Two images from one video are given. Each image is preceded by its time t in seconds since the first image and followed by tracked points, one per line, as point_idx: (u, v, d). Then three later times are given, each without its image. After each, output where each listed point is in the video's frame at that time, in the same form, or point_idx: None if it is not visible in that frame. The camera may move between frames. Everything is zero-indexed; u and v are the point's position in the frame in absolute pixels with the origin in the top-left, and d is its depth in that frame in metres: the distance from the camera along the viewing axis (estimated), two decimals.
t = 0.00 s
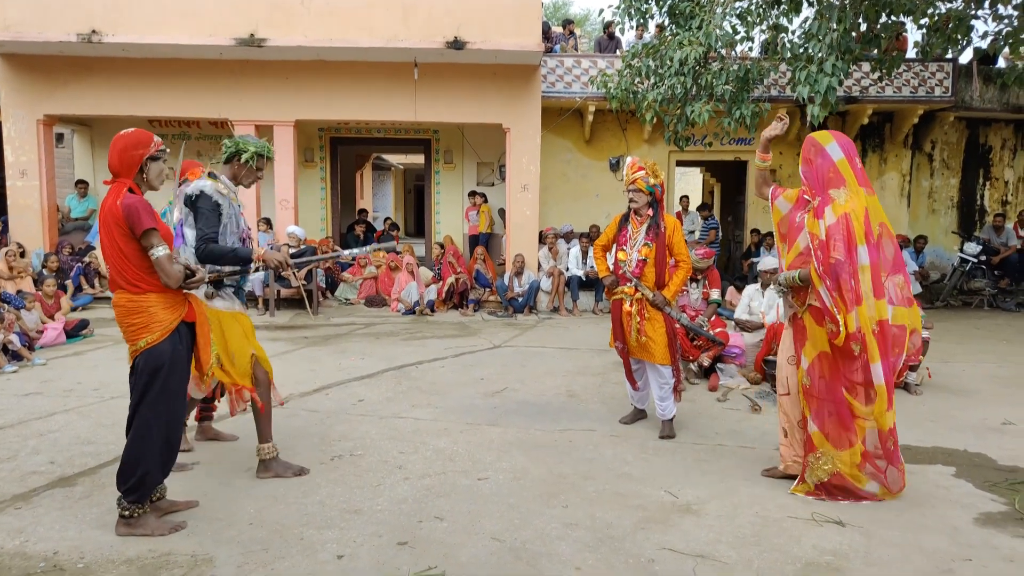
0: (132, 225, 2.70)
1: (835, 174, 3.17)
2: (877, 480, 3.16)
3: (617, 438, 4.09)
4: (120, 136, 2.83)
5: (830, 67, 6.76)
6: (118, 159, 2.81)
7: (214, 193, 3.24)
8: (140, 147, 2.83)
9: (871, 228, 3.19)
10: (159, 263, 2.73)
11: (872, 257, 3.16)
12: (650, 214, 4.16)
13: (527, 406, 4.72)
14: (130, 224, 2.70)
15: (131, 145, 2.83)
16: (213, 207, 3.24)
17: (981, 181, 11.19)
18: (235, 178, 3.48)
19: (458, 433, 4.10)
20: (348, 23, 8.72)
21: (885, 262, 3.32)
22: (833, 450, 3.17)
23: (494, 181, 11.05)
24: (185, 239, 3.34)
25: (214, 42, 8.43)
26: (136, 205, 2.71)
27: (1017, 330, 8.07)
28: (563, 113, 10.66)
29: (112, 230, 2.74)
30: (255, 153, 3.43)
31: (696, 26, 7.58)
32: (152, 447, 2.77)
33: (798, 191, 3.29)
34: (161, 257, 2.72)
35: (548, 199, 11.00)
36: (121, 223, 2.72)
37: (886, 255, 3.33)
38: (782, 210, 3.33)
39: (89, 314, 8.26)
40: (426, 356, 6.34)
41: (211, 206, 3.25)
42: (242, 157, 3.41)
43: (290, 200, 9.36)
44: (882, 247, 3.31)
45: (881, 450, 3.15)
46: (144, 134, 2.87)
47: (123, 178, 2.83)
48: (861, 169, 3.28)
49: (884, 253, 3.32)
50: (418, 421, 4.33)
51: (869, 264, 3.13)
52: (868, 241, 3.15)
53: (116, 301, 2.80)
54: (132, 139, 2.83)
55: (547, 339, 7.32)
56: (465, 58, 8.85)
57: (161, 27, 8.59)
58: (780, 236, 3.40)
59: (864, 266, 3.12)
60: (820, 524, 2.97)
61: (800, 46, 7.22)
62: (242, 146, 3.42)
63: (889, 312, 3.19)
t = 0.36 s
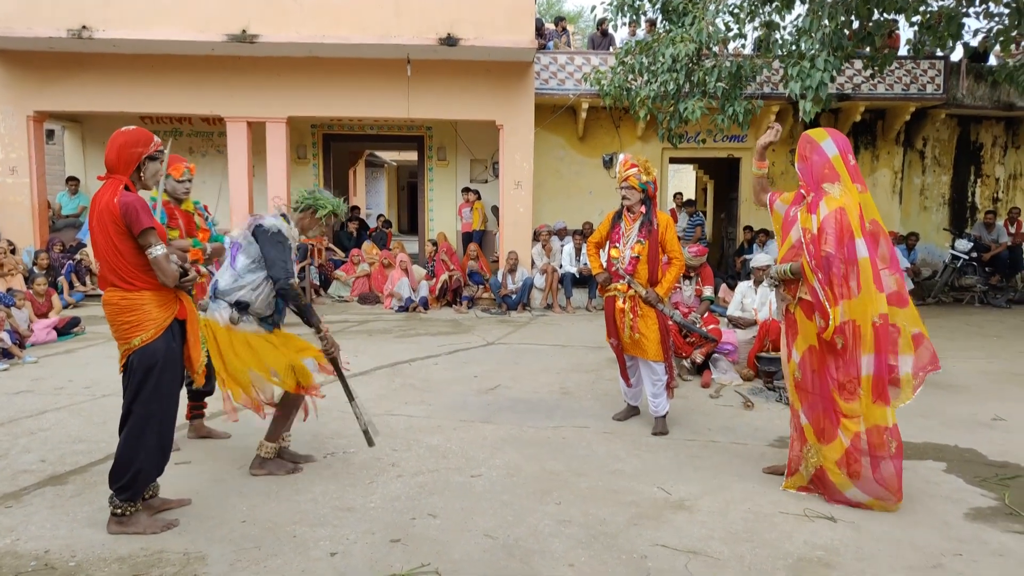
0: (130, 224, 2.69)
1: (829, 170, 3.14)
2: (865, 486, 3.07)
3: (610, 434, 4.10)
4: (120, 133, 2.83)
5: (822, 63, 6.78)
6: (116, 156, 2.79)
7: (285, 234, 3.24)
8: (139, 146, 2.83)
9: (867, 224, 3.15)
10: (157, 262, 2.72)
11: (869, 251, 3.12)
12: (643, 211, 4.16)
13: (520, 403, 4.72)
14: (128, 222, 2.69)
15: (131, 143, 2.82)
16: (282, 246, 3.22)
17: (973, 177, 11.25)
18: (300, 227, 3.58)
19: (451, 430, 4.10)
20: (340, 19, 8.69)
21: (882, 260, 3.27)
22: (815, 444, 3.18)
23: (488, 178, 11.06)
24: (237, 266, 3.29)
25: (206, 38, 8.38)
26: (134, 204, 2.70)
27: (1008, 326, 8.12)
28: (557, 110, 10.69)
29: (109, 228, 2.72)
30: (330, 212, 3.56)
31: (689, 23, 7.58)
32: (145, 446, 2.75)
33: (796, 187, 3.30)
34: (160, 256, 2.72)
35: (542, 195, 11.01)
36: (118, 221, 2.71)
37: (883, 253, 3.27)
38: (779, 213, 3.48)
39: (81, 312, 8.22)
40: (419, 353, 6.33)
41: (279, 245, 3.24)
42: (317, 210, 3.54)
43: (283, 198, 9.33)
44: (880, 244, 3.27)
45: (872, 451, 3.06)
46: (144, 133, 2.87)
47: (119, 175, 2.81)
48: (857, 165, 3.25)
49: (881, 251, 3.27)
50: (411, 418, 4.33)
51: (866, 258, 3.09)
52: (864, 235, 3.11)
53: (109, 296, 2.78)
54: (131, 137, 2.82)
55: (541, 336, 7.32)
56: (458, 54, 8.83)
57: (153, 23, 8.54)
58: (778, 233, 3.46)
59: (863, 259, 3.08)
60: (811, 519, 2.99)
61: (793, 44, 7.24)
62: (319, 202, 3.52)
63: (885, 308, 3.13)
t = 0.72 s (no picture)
0: (128, 223, 2.69)
1: (828, 169, 3.14)
2: (873, 484, 3.05)
3: (610, 434, 4.10)
4: (116, 133, 2.83)
5: (823, 63, 6.79)
6: (112, 155, 2.79)
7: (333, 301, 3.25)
8: (135, 146, 2.83)
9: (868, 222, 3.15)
10: (156, 262, 2.74)
11: (874, 248, 3.10)
12: (641, 211, 4.17)
13: (520, 403, 4.72)
14: (126, 221, 2.69)
15: (127, 143, 2.83)
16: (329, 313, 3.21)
17: (971, 177, 11.26)
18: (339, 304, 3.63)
19: (450, 430, 4.10)
20: (338, 18, 8.69)
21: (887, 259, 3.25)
22: (817, 442, 3.19)
23: (487, 178, 11.07)
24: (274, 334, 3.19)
25: (204, 38, 8.38)
26: (132, 203, 2.70)
27: (1007, 325, 8.12)
28: (555, 109, 10.66)
29: (105, 227, 2.72)
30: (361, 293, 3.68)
31: (687, 22, 7.57)
32: (142, 447, 2.76)
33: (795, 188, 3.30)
34: (158, 255, 2.73)
35: (541, 195, 11.00)
36: (115, 220, 2.71)
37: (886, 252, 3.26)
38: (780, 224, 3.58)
39: (81, 312, 8.22)
40: (419, 353, 6.33)
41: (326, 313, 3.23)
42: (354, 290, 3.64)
43: (281, 198, 9.33)
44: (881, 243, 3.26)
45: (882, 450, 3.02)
46: (140, 133, 2.88)
47: (114, 175, 2.81)
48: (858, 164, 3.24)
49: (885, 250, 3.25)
50: (411, 418, 4.32)
51: (872, 254, 3.08)
52: (868, 232, 3.11)
53: (103, 296, 2.77)
54: (128, 137, 2.83)
55: (541, 336, 7.32)
56: (457, 54, 8.83)
57: (151, 23, 8.53)
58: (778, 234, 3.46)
59: (868, 254, 3.07)
60: (810, 519, 2.99)
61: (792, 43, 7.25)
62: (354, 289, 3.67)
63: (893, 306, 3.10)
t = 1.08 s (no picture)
0: (124, 222, 2.70)
1: (828, 167, 3.13)
2: (875, 485, 3.03)
3: (612, 434, 4.10)
4: (116, 132, 2.84)
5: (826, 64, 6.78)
6: (110, 154, 2.80)
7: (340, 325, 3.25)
8: (134, 146, 2.84)
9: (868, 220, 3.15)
10: (153, 260, 2.75)
11: (874, 247, 3.10)
12: (643, 210, 4.16)
13: (521, 403, 4.72)
14: (122, 220, 2.70)
15: (126, 142, 2.83)
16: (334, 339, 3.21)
17: (974, 176, 11.24)
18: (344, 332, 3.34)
19: (452, 429, 4.11)
20: (339, 18, 8.70)
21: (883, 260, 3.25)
22: (818, 444, 3.14)
23: (488, 177, 11.07)
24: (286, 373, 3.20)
25: (206, 38, 8.39)
26: (128, 201, 2.71)
27: (1010, 325, 8.11)
28: (557, 109, 10.66)
29: (101, 226, 2.73)
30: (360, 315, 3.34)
31: (690, 22, 7.57)
32: (140, 446, 2.76)
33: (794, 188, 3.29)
34: (155, 254, 2.74)
35: (542, 195, 11.00)
36: (111, 219, 2.72)
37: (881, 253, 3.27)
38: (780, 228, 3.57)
39: (83, 311, 8.23)
40: (420, 352, 6.34)
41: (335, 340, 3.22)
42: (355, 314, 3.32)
43: (283, 197, 9.33)
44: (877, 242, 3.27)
45: (887, 450, 3.01)
46: (139, 133, 2.89)
47: (111, 173, 2.82)
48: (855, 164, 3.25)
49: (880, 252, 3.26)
50: (413, 417, 4.33)
51: (873, 253, 3.08)
52: (868, 230, 3.11)
53: (98, 296, 2.78)
54: (127, 136, 2.84)
55: (542, 336, 7.33)
56: (459, 54, 8.82)
57: (154, 23, 8.55)
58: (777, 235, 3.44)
59: (869, 253, 3.07)
60: (812, 519, 2.99)
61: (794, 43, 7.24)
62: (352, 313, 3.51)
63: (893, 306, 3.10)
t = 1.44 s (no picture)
0: (127, 223, 2.72)
1: (829, 168, 3.11)
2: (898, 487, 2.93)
3: (615, 435, 4.11)
4: (126, 139, 2.88)
5: (829, 65, 6.78)
6: (119, 158, 2.84)
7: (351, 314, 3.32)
8: (144, 153, 2.89)
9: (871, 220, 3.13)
10: (154, 261, 2.76)
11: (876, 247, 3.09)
12: (646, 212, 4.17)
13: (524, 404, 4.73)
14: (125, 221, 2.72)
15: (137, 150, 2.88)
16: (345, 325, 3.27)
17: (978, 176, 11.21)
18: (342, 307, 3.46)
19: (455, 431, 4.11)
20: (342, 20, 8.72)
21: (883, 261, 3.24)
22: (840, 443, 3.08)
23: (491, 178, 11.08)
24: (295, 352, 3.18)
25: (209, 40, 8.42)
26: (131, 203, 2.72)
27: (1014, 326, 8.08)
28: (559, 111, 10.67)
29: (103, 228, 2.73)
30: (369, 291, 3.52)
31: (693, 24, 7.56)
32: (143, 447, 2.77)
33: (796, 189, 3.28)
34: (156, 255, 2.75)
35: (545, 196, 11.00)
36: (114, 220, 2.73)
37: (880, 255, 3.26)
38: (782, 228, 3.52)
39: (88, 313, 8.25)
40: (423, 354, 6.34)
41: (346, 326, 3.29)
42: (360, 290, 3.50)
43: (287, 199, 9.34)
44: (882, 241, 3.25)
45: (901, 449, 2.96)
46: (148, 142, 2.94)
47: (116, 176, 2.84)
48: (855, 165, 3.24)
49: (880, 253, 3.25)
50: (416, 419, 4.34)
51: (875, 253, 3.06)
52: (870, 231, 3.09)
53: (99, 296, 2.79)
54: (138, 144, 2.88)
55: (545, 337, 7.33)
56: (462, 56, 8.83)
57: (156, 25, 8.57)
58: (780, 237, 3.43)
59: (871, 254, 3.04)
60: (816, 520, 2.99)
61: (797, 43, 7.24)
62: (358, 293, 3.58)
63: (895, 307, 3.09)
